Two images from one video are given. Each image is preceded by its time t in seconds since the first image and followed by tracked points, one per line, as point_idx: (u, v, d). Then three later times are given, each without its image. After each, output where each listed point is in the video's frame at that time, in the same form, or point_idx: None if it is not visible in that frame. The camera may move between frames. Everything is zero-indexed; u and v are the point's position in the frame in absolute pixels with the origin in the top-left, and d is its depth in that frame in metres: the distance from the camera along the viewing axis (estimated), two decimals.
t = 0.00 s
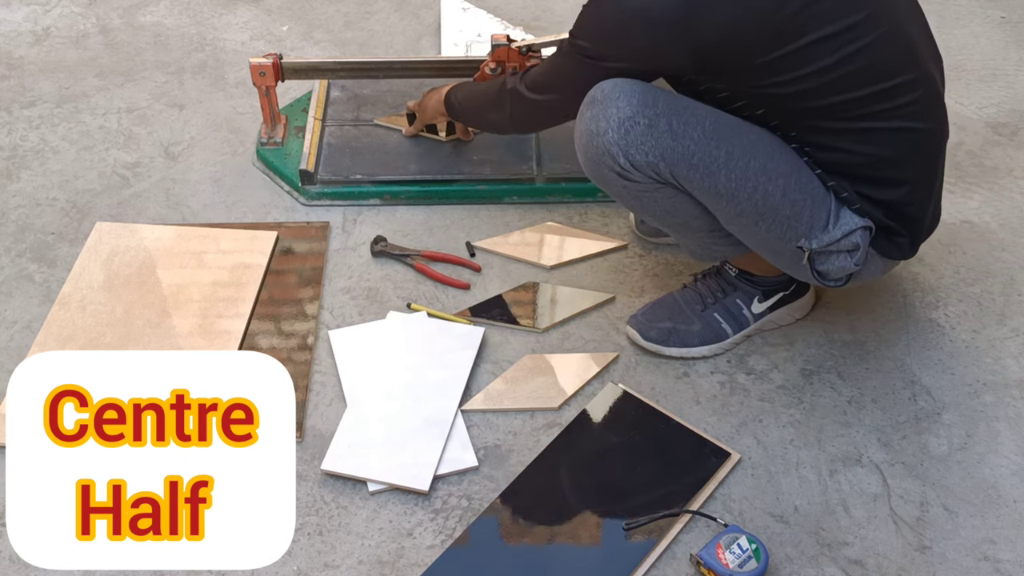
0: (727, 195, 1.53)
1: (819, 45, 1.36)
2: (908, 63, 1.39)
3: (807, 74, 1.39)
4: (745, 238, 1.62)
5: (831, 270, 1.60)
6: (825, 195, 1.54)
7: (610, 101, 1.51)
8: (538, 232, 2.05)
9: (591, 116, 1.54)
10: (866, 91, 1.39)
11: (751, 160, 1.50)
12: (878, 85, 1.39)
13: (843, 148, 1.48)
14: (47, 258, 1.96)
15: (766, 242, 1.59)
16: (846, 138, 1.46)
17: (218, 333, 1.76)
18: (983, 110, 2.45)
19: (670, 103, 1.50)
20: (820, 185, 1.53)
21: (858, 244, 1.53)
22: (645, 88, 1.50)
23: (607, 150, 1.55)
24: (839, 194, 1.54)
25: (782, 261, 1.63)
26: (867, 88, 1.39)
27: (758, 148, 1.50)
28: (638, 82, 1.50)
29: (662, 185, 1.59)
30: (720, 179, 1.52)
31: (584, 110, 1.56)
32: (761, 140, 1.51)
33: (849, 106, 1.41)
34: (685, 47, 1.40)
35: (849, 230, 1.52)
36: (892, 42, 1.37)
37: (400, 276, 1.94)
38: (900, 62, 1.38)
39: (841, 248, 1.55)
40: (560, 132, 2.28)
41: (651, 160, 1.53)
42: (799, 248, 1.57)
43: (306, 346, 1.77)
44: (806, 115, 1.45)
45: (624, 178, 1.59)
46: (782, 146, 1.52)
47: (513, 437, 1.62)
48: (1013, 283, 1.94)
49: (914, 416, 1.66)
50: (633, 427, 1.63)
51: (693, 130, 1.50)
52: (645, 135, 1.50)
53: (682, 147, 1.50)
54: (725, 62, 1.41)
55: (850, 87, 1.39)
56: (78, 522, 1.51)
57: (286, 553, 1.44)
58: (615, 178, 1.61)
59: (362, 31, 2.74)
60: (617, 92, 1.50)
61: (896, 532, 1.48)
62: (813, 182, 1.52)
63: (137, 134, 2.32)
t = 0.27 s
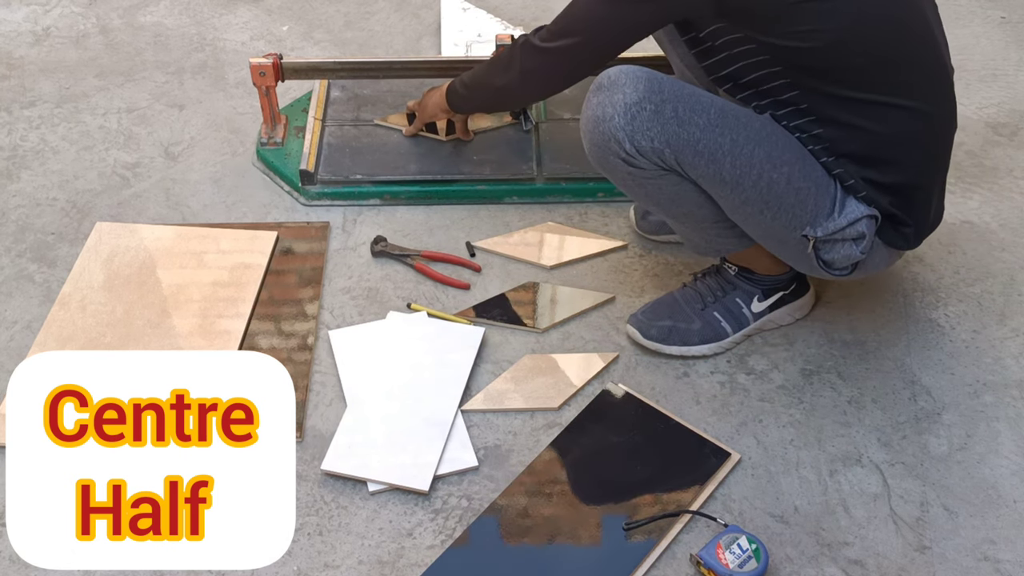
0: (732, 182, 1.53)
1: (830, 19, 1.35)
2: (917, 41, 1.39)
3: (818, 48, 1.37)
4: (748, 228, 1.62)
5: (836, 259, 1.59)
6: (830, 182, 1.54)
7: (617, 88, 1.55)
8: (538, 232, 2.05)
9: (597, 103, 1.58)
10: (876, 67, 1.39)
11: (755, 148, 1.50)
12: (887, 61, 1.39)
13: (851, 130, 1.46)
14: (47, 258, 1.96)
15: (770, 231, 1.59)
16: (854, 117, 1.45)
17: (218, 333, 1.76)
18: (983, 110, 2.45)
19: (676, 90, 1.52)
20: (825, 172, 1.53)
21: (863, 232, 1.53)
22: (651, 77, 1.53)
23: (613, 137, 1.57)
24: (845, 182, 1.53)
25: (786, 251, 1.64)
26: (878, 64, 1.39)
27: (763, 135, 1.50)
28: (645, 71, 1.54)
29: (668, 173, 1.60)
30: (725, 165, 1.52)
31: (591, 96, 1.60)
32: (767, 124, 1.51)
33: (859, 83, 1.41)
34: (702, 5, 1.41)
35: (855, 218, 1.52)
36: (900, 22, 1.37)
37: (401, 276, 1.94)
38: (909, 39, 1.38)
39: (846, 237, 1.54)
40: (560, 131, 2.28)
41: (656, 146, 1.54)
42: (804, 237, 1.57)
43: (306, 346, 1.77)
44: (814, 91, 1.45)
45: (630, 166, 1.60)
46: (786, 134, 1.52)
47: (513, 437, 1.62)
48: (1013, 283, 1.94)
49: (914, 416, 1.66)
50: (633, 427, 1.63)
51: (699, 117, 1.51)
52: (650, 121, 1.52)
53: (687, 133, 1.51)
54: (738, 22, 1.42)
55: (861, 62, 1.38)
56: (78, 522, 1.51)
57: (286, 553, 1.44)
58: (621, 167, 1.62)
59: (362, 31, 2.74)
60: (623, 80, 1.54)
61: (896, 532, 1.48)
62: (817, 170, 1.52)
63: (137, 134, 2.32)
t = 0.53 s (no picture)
0: (736, 188, 1.53)
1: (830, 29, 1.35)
2: (920, 50, 1.38)
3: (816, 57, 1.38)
4: (751, 233, 1.62)
5: (838, 264, 1.59)
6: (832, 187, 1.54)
7: (622, 92, 1.53)
8: (538, 232, 2.06)
9: (601, 107, 1.57)
10: (876, 76, 1.39)
11: (760, 153, 1.50)
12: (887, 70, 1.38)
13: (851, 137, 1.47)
14: (47, 258, 1.96)
15: (772, 235, 1.59)
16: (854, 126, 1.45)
17: (218, 334, 1.76)
18: (983, 110, 2.44)
19: (682, 95, 1.51)
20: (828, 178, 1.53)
21: (865, 237, 1.53)
22: (657, 81, 1.52)
23: (617, 142, 1.56)
24: (846, 187, 1.54)
25: (788, 255, 1.63)
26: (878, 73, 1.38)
27: (768, 141, 1.50)
28: (650, 75, 1.53)
29: (672, 177, 1.60)
30: (729, 171, 1.52)
31: (596, 100, 1.59)
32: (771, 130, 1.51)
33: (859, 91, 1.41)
34: (702, 11, 1.40)
35: (857, 224, 1.52)
36: (902, 31, 1.36)
37: (401, 276, 1.94)
38: (912, 48, 1.37)
39: (848, 242, 1.55)
40: (560, 132, 2.28)
41: (661, 151, 1.53)
42: (806, 242, 1.57)
43: (306, 346, 1.77)
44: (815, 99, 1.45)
45: (635, 170, 1.60)
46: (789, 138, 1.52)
47: (513, 437, 1.62)
48: (1013, 283, 1.94)
49: (914, 416, 1.66)
50: (633, 427, 1.63)
51: (704, 122, 1.50)
52: (655, 126, 1.51)
53: (692, 139, 1.51)
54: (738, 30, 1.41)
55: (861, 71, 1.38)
56: (78, 522, 1.51)
57: (286, 553, 1.44)
58: (625, 171, 1.61)
59: (362, 31, 2.74)
60: (629, 84, 1.53)
61: (896, 532, 1.48)
62: (820, 174, 1.52)
63: (137, 134, 2.32)
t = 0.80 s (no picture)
0: (724, 204, 1.54)
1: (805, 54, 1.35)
2: (891, 60, 1.38)
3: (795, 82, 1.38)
4: (745, 244, 1.62)
5: (833, 270, 1.60)
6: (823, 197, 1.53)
7: (605, 114, 1.51)
8: (538, 232, 2.06)
9: (585, 128, 1.57)
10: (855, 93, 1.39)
11: (747, 168, 1.50)
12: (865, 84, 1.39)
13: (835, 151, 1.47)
14: (47, 258, 1.96)
15: (765, 247, 1.59)
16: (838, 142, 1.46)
17: (218, 334, 1.76)
18: (983, 110, 2.44)
19: (666, 113, 1.50)
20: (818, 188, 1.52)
21: (858, 242, 1.52)
22: (639, 99, 1.50)
23: (603, 163, 1.57)
24: (835, 195, 1.53)
25: (783, 264, 1.63)
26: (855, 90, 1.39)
27: (754, 155, 1.49)
28: (632, 94, 1.50)
29: (660, 194, 1.61)
30: (716, 189, 1.52)
31: (579, 121, 1.58)
32: (758, 145, 1.50)
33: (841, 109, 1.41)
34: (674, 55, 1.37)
35: (848, 229, 1.51)
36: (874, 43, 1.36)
37: (401, 276, 1.94)
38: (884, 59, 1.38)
39: (842, 248, 1.55)
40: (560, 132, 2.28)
41: (647, 171, 1.54)
42: (800, 251, 1.57)
43: (306, 346, 1.77)
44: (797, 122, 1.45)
45: (622, 188, 1.61)
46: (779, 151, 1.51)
47: (512, 437, 1.62)
48: (1013, 283, 1.94)
49: (914, 416, 1.66)
50: (633, 427, 1.63)
51: (688, 140, 1.50)
52: (639, 147, 1.52)
53: (677, 158, 1.51)
54: (714, 78, 1.39)
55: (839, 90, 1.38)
56: (78, 522, 1.51)
57: (286, 553, 1.44)
58: (613, 189, 1.63)
59: (362, 31, 2.74)
60: (611, 106, 1.51)
61: (896, 532, 1.48)
62: (811, 185, 1.51)
63: (137, 134, 2.32)
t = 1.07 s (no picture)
0: (724, 203, 1.54)
1: (807, 54, 1.35)
2: (898, 64, 1.38)
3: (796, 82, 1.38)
4: (744, 245, 1.62)
5: (831, 273, 1.59)
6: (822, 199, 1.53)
7: (604, 112, 1.52)
8: (538, 232, 2.06)
9: (585, 127, 1.57)
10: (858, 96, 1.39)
11: (747, 168, 1.50)
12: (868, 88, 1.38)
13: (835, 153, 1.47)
14: (47, 258, 1.96)
15: (764, 247, 1.59)
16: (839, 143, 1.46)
17: (218, 334, 1.76)
18: (983, 110, 2.44)
19: (666, 112, 1.50)
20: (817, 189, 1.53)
21: (856, 245, 1.52)
22: (638, 99, 1.51)
23: (603, 161, 1.57)
24: (834, 197, 1.53)
25: (782, 265, 1.63)
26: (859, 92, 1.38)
27: (754, 155, 1.49)
28: (631, 92, 1.51)
29: (659, 194, 1.61)
30: (716, 188, 1.52)
31: (579, 120, 1.58)
32: (757, 145, 1.50)
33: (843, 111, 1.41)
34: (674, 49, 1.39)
35: (846, 232, 1.51)
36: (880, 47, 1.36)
37: (401, 276, 1.94)
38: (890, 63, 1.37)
39: (839, 251, 1.54)
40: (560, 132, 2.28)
41: (646, 171, 1.54)
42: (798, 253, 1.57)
43: (306, 346, 1.77)
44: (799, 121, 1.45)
45: (621, 188, 1.61)
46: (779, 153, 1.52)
47: (512, 437, 1.62)
48: (1013, 283, 1.94)
49: (914, 416, 1.66)
50: (633, 427, 1.63)
51: (688, 139, 1.50)
52: (639, 146, 1.52)
53: (676, 158, 1.51)
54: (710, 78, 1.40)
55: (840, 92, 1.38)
56: (78, 522, 1.51)
57: (286, 554, 1.44)
58: (612, 188, 1.63)
59: (362, 32, 2.74)
60: (611, 104, 1.51)
61: (896, 532, 1.48)
62: (811, 186, 1.52)
63: (138, 134, 2.32)
